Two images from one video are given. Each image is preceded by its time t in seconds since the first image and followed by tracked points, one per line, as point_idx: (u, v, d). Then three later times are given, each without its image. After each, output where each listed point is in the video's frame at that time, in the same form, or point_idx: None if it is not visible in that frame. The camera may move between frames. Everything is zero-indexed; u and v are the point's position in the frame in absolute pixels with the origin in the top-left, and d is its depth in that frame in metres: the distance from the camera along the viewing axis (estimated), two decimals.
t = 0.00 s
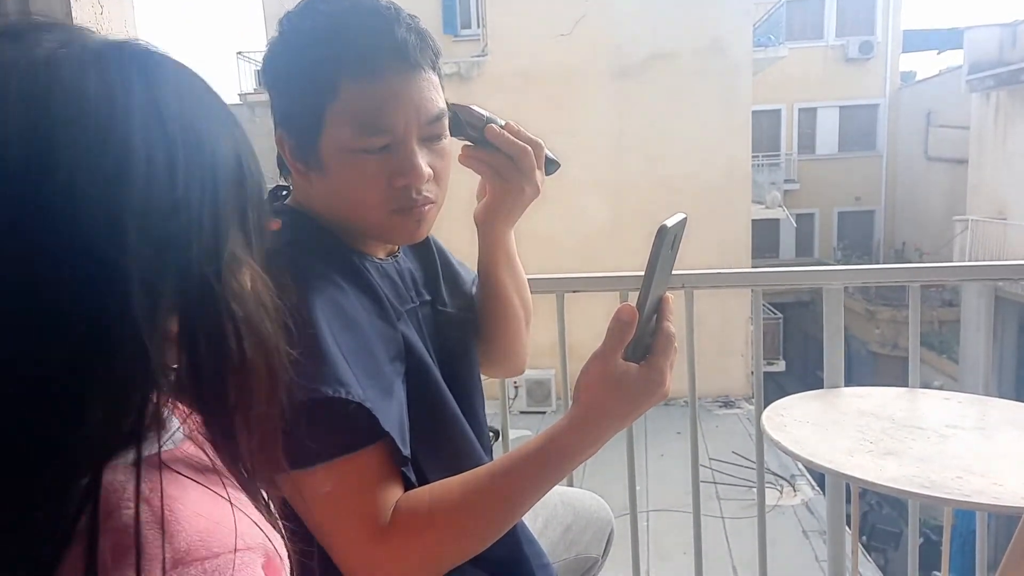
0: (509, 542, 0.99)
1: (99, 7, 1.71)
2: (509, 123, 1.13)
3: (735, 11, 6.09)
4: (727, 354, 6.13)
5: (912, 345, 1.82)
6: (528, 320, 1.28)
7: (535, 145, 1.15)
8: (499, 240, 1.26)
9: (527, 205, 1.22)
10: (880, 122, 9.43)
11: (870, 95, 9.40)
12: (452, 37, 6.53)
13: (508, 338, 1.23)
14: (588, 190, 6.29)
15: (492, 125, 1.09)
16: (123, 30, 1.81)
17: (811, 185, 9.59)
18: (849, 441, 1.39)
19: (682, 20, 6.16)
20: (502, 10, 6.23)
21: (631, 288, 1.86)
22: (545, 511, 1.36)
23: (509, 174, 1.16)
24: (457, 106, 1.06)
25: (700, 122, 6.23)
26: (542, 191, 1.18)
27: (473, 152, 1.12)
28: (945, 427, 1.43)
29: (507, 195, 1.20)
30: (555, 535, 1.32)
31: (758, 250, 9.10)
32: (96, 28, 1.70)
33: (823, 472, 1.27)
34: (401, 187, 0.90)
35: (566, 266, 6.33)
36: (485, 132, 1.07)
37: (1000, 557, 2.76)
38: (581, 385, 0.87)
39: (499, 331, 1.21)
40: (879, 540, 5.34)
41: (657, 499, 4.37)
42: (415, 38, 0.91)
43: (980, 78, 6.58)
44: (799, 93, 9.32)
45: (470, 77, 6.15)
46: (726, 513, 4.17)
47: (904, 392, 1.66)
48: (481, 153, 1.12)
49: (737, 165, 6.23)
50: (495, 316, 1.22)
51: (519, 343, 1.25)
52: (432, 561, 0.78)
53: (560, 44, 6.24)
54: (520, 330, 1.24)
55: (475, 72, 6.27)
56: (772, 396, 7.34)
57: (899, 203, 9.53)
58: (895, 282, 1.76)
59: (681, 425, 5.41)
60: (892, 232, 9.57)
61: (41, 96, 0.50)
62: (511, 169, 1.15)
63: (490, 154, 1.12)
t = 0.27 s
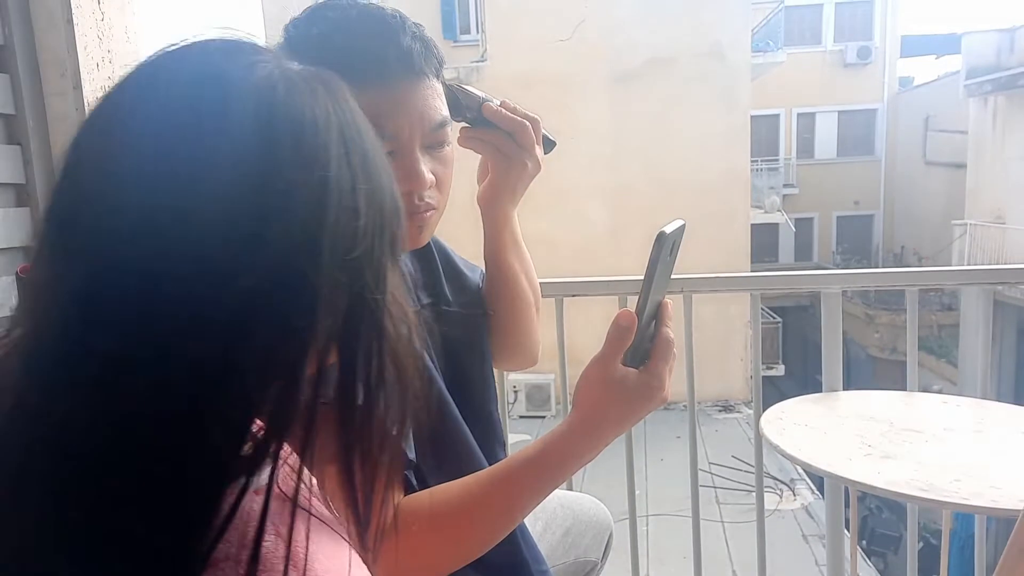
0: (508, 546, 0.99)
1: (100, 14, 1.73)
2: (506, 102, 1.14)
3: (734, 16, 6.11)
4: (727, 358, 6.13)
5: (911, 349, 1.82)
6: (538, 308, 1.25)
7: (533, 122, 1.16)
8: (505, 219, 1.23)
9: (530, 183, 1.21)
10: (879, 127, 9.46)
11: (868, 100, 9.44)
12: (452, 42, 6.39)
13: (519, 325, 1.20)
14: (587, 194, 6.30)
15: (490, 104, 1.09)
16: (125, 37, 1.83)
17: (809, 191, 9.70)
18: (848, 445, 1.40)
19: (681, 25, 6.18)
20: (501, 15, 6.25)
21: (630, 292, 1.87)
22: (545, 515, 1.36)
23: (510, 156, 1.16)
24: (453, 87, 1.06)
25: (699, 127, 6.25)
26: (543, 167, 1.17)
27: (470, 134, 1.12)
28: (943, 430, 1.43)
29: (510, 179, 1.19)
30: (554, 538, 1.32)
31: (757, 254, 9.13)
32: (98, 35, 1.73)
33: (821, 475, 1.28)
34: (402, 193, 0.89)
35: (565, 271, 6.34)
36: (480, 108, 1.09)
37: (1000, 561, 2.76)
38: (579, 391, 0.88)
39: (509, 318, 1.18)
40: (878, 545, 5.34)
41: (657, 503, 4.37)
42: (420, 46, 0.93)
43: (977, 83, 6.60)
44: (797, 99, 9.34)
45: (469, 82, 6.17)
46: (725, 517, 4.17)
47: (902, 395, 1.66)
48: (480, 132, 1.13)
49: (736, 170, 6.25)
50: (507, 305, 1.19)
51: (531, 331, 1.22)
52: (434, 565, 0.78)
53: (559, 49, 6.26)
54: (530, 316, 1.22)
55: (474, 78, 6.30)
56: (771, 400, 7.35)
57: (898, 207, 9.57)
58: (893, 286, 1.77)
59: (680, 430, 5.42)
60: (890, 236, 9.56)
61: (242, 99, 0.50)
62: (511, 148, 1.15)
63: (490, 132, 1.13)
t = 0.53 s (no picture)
0: (509, 550, 0.99)
1: (101, 18, 1.74)
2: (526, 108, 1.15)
3: (734, 20, 6.13)
4: (726, 362, 6.13)
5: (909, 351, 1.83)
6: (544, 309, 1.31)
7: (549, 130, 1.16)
8: (515, 220, 1.29)
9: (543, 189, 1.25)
10: (879, 130, 9.47)
11: (868, 103, 9.44)
12: (452, 46, 6.43)
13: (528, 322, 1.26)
14: (587, 198, 6.31)
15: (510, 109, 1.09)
16: (125, 41, 1.83)
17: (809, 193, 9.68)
18: (847, 448, 1.40)
19: (681, 28, 6.19)
20: (501, 19, 6.26)
21: (630, 296, 1.87)
22: (544, 518, 1.36)
23: (524, 160, 1.18)
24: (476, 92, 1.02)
25: (698, 131, 6.26)
26: (557, 171, 1.20)
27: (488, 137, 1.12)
28: (942, 433, 1.44)
29: (526, 177, 1.23)
30: (555, 541, 1.32)
31: (757, 257, 9.15)
32: (100, 39, 1.73)
33: (820, 478, 1.28)
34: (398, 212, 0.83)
35: (565, 274, 6.35)
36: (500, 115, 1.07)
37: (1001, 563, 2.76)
38: (583, 397, 0.88)
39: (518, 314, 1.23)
40: (879, 549, 5.33)
41: (657, 507, 4.37)
42: (421, 52, 0.84)
43: (977, 87, 6.62)
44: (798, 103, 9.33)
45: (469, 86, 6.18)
46: (725, 522, 4.17)
47: (901, 399, 1.67)
48: (497, 136, 1.12)
49: (736, 173, 6.26)
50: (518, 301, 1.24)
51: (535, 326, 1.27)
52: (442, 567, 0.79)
53: (559, 53, 6.26)
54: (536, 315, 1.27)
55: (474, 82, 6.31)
56: (771, 403, 7.35)
57: (898, 208, 9.56)
58: (892, 289, 1.77)
59: (680, 433, 5.42)
60: (891, 237, 9.61)
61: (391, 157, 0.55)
62: (528, 150, 1.16)
63: (505, 136, 1.13)
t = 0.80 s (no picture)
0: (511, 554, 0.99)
1: (102, 19, 1.74)
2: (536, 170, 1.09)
3: (734, 22, 6.14)
4: (726, 363, 6.13)
5: (909, 354, 1.83)
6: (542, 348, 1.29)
7: (562, 194, 1.16)
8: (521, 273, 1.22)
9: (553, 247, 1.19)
10: (879, 132, 9.47)
11: (868, 105, 9.44)
12: (451, 48, 6.57)
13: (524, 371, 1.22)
14: (587, 200, 6.32)
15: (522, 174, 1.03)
16: (126, 42, 1.82)
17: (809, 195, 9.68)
18: (847, 449, 1.40)
19: (681, 30, 6.19)
20: (501, 21, 6.27)
21: (630, 298, 1.87)
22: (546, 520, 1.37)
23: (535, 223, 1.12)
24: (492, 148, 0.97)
25: (698, 133, 6.26)
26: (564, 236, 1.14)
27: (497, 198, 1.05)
28: (942, 436, 1.44)
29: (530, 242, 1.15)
30: (556, 543, 1.32)
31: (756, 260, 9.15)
32: (100, 40, 1.73)
33: (820, 480, 1.28)
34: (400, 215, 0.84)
35: (565, 276, 6.35)
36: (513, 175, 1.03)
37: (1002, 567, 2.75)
38: (598, 401, 0.89)
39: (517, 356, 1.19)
40: (878, 551, 5.32)
41: (657, 508, 4.37)
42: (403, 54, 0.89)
43: (976, 89, 6.62)
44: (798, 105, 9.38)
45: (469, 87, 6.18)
46: (724, 523, 4.17)
47: (901, 401, 1.67)
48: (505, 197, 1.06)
49: (736, 175, 6.26)
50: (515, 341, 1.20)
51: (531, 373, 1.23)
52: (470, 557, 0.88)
53: (559, 55, 6.27)
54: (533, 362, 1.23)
55: (474, 83, 6.31)
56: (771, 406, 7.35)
57: (897, 209, 9.54)
58: (892, 291, 1.77)
59: (680, 435, 5.42)
60: (890, 240, 9.59)
61: (462, 195, 0.54)
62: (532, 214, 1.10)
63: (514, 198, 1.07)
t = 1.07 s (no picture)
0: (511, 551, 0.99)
1: (100, 14, 1.73)
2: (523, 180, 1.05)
3: (734, 18, 6.12)
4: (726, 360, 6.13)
5: (910, 351, 1.83)
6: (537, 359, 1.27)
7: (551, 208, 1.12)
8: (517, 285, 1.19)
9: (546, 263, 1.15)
10: (880, 128, 9.46)
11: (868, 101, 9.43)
12: (451, 43, 6.60)
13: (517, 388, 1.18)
14: (587, 196, 6.31)
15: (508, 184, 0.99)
16: (126, 37, 1.82)
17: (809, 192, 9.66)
18: (847, 447, 1.40)
19: (682, 26, 6.18)
20: (502, 17, 6.25)
21: (631, 295, 1.86)
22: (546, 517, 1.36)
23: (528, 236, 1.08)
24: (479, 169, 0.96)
25: (699, 129, 6.25)
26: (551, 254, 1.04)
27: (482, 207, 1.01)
28: (943, 433, 1.43)
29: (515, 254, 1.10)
30: (555, 540, 1.32)
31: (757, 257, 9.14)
32: (99, 35, 1.72)
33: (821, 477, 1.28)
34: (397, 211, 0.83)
35: (565, 273, 6.35)
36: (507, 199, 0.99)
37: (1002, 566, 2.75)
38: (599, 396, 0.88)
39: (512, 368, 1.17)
40: (878, 548, 5.32)
41: (657, 505, 4.37)
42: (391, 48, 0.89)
43: (977, 86, 6.61)
44: (797, 101, 9.43)
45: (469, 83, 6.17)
46: (725, 520, 4.17)
47: (902, 397, 1.66)
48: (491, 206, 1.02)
49: (736, 172, 6.25)
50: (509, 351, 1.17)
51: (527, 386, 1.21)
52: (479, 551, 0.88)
53: (560, 51, 6.25)
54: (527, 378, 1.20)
55: (474, 79, 6.30)
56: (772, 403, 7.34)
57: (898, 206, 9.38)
58: (893, 288, 1.77)
59: (680, 432, 5.41)
60: (891, 237, 9.31)
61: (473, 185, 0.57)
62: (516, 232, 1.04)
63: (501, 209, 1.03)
